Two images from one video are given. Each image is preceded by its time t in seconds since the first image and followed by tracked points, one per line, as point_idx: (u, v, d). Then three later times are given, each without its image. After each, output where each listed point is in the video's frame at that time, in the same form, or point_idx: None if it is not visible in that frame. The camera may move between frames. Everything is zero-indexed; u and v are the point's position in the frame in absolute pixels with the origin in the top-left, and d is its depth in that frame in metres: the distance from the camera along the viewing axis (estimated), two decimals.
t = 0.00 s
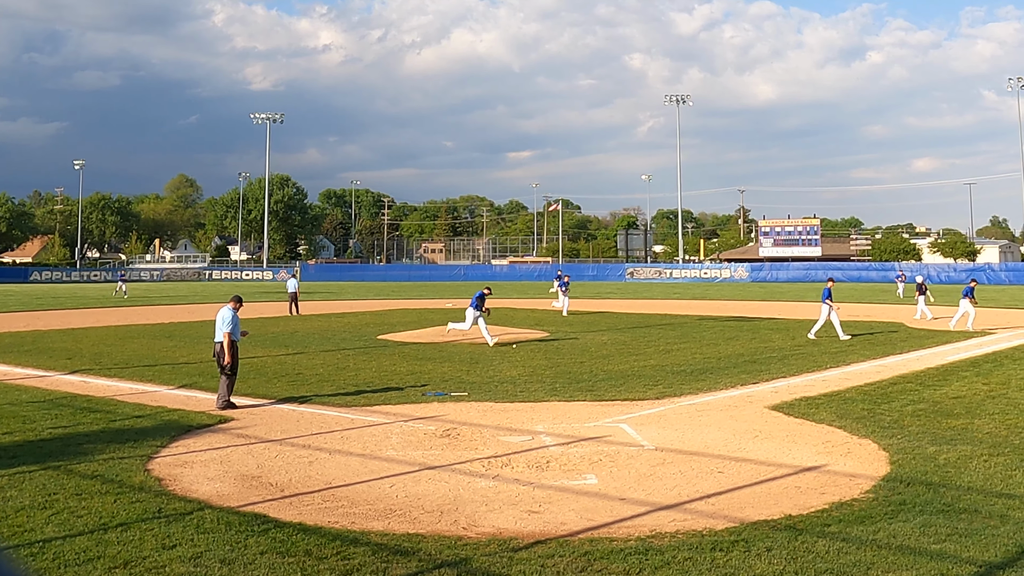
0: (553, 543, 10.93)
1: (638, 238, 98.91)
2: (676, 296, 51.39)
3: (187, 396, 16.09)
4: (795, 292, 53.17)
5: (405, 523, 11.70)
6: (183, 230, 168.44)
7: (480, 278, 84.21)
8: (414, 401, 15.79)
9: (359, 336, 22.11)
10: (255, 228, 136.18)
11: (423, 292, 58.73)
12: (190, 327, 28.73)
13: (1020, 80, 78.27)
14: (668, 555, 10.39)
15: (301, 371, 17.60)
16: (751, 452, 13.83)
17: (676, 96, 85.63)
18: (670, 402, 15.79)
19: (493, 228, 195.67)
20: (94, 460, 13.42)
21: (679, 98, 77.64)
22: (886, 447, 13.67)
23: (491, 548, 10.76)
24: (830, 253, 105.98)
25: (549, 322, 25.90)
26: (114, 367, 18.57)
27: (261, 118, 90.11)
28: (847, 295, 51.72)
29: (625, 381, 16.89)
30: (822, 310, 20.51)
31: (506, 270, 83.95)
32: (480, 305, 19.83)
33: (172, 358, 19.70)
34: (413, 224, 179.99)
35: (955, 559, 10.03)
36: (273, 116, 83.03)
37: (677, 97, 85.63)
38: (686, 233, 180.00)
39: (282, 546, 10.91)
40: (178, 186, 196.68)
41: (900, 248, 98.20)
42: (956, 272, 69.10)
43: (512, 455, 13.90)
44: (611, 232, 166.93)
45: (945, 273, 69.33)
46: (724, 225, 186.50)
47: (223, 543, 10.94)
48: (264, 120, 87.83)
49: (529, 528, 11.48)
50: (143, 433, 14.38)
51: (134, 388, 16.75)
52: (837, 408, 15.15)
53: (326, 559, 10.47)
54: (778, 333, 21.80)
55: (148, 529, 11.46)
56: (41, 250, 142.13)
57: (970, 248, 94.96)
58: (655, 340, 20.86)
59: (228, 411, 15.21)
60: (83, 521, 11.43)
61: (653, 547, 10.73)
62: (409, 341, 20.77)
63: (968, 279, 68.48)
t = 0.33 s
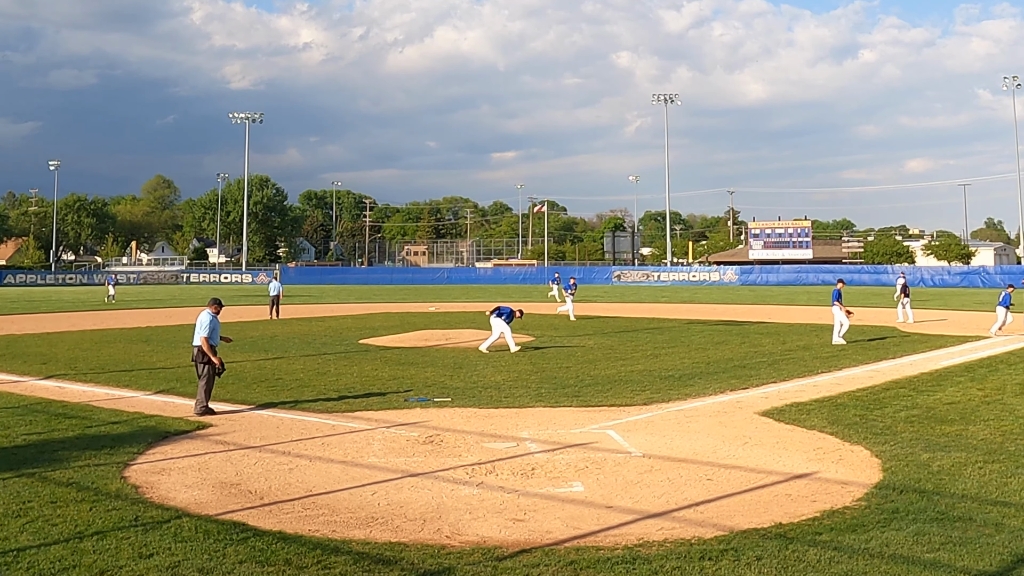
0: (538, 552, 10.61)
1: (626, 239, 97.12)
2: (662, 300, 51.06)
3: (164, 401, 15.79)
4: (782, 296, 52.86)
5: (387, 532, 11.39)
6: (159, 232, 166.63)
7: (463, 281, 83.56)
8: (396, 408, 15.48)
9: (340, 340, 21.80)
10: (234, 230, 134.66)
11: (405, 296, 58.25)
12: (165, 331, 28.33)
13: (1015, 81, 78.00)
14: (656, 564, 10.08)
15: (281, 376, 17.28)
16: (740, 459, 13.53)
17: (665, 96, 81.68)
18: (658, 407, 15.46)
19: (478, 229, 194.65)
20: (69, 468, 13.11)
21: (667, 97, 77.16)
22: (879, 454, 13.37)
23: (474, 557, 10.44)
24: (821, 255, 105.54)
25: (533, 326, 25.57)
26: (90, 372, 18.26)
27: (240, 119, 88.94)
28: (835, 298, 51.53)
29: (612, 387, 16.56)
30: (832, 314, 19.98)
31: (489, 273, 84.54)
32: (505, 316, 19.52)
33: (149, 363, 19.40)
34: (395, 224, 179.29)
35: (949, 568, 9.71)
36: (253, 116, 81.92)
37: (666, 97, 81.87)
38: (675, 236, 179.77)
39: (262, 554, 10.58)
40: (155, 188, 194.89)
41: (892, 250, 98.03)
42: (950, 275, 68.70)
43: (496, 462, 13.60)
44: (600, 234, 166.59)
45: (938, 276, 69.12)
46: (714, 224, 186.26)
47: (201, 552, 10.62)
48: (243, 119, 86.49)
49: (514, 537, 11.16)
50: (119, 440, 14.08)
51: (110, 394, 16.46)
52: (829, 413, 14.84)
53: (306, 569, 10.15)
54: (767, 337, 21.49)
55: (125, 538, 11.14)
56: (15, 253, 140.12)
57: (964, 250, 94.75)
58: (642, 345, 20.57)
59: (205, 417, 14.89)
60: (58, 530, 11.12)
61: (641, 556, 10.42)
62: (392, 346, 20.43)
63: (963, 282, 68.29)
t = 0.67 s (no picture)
0: (517, 564, 10.18)
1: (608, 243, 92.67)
2: (644, 305, 50.60)
3: (132, 410, 15.38)
4: (765, 301, 52.46)
5: (361, 545, 10.96)
6: (126, 235, 163.32)
7: (440, 285, 82.74)
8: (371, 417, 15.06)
9: (313, 346, 21.39)
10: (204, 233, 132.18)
11: (380, 300, 57.54)
12: (132, 337, 27.80)
13: (1007, 81, 77.74)
14: None
15: (252, 384, 16.85)
16: (725, 469, 13.11)
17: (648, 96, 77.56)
18: (641, 416, 15.03)
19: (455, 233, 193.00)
20: (33, 478, 12.68)
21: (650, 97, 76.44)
22: (868, 464, 12.96)
23: (451, 571, 9.99)
24: (808, 259, 104.95)
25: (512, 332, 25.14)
26: (55, 380, 17.83)
27: (210, 115, 87.29)
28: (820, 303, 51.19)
29: (593, 395, 16.13)
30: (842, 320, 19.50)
31: (467, 276, 83.15)
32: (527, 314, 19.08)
33: (116, 370, 18.98)
34: (366, 228, 176.14)
35: None
36: (225, 116, 80.41)
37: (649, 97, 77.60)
38: (658, 239, 178.92)
39: (232, 567, 10.13)
40: (122, 189, 191.32)
41: (881, 254, 97.65)
42: (942, 279, 68.18)
43: (474, 472, 13.19)
44: (582, 237, 165.77)
45: (930, 280, 68.76)
46: (702, 226, 185.69)
47: (169, 565, 10.17)
48: (210, 118, 83.94)
49: (492, 550, 10.74)
50: (85, 449, 13.67)
51: (76, 402, 16.05)
52: (816, 422, 14.41)
53: None
54: (753, 343, 21.08)
55: (91, 550, 10.71)
56: None
57: (955, 254, 94.40)
58: (623, 350, 20.17)
59: (174, 426, 14.46)
60: (21, 543, 10.69)
61: (623, 569, 9.98)
62: (368, 352, 20.01)
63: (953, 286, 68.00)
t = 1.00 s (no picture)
0: None
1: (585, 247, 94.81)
2: (622, 311, 49.75)
3: (92, 420, 14.88)
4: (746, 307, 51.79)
5: (329, 559, 10.40)
6: (86, 239, 158.86)
7: (409, 290, 81.30)
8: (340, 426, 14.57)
9: (279, 354, 20.84)
10: (165, 237, 127.90)
11: (350, 306, 56.42)
12: (92, 345, 27.07)
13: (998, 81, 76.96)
14: None
15: (217, 393, 16.34)
16: (705, 482, 12.61)
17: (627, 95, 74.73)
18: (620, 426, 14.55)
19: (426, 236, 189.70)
20: None
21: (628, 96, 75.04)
22: (855, 476, 12.47)
23: None
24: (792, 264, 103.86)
25: (485, 339, 24.57)
26: (12, 390, 17.29)
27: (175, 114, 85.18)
28: (803, 309, 50.47)
29: (569, 404, 15.62)
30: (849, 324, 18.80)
31: (439, 282, 81.60)
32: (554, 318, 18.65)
33: (75, 380, 18.46)
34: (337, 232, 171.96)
35: None
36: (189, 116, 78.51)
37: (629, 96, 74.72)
38: (636, 242, 176.53)
39: None
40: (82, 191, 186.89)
41: (869, 258, 96.60)
42: (932, 285, 67.17)
43: (446, 485, 12.69)
44: (557, 241, 163.56)
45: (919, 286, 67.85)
46: (687, 228, 183.96)
47: None
48: (173, 116, 81.02)
49: (464, 565, 10.19)
50: (42, 461, 13.13)
51: (34, 412, 15.52)
52: (801, 433, 13.92)
53: None
54: (735, 351, 20.59)
55: (48, 566, 10.14)
56: None
57: (945, 258, 93.38)
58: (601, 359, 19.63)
59: (135, 437, 13.96)
60: None
61: None
62: (336, 360, 19.46)
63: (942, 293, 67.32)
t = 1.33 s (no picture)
0: None
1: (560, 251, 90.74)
2: (597, 318, 48.12)
3: (49, 432, 14.30)
4: (725, 314, 50.83)
5: None
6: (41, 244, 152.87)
7: (379, 297, 77.61)
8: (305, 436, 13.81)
9: (243, 363, 20.20)
10: (124, 240, 123.13)
11: (316, 312, 54.93)
12: (48, 354, 26.27)
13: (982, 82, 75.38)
14: None
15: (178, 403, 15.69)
16: (683, 496, 12.05)
17: (601, 91, 72.93)
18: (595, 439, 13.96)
19: (395, 241, 182.27)
20: None
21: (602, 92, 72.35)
22: (840, 490, 11.92)
23: None
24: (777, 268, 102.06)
25: (456, 346, 23.88)
26: None
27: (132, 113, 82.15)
28: (785, 315, 49.53)
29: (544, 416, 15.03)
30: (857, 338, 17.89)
31: (408, 288, 77.66)
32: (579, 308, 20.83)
33: (31, 391, 17.87)
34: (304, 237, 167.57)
35: None
36: (150, 115, 75.92)
37: (603, 92, 73.02)
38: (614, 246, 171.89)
39: None
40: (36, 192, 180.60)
41: (854, 264, 95.03)
42: (920, 291, 65.48)
43: (415, 498, 12.10)
44: (533, 244, 158.62)
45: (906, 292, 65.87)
46: (672, 232, 180.97)
47: None
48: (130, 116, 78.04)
49: None
50: None
51: None
52: (785, 445, 13.36)
53: None
54: (716, 360, 19.99)
55: None
56: None
57: (933, 263, 91.63)
58: (576, 368, 18.92)
59: (94, 448, 13.38)
60: None
61: None
62: (302, 369, 18.77)
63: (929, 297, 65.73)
